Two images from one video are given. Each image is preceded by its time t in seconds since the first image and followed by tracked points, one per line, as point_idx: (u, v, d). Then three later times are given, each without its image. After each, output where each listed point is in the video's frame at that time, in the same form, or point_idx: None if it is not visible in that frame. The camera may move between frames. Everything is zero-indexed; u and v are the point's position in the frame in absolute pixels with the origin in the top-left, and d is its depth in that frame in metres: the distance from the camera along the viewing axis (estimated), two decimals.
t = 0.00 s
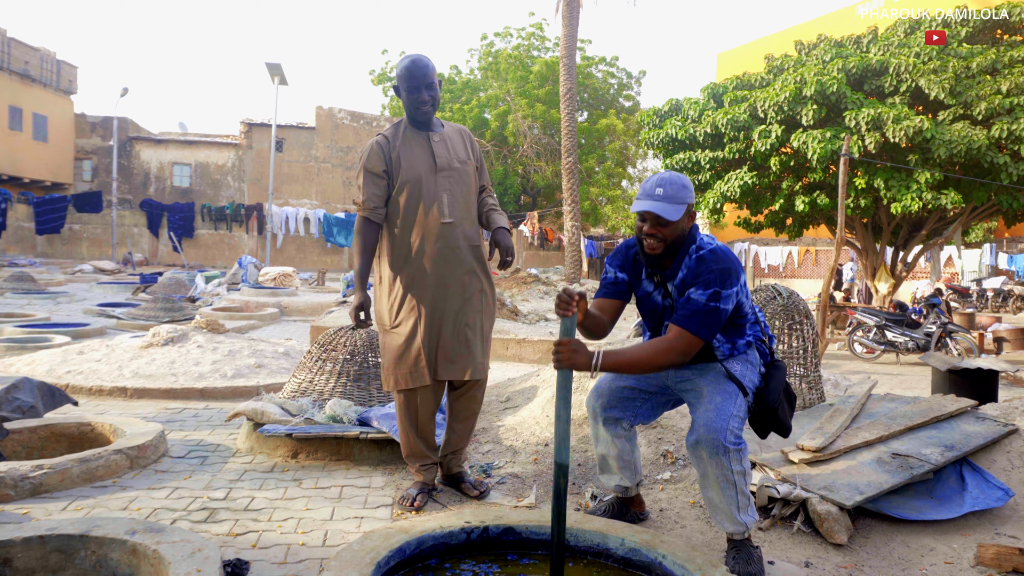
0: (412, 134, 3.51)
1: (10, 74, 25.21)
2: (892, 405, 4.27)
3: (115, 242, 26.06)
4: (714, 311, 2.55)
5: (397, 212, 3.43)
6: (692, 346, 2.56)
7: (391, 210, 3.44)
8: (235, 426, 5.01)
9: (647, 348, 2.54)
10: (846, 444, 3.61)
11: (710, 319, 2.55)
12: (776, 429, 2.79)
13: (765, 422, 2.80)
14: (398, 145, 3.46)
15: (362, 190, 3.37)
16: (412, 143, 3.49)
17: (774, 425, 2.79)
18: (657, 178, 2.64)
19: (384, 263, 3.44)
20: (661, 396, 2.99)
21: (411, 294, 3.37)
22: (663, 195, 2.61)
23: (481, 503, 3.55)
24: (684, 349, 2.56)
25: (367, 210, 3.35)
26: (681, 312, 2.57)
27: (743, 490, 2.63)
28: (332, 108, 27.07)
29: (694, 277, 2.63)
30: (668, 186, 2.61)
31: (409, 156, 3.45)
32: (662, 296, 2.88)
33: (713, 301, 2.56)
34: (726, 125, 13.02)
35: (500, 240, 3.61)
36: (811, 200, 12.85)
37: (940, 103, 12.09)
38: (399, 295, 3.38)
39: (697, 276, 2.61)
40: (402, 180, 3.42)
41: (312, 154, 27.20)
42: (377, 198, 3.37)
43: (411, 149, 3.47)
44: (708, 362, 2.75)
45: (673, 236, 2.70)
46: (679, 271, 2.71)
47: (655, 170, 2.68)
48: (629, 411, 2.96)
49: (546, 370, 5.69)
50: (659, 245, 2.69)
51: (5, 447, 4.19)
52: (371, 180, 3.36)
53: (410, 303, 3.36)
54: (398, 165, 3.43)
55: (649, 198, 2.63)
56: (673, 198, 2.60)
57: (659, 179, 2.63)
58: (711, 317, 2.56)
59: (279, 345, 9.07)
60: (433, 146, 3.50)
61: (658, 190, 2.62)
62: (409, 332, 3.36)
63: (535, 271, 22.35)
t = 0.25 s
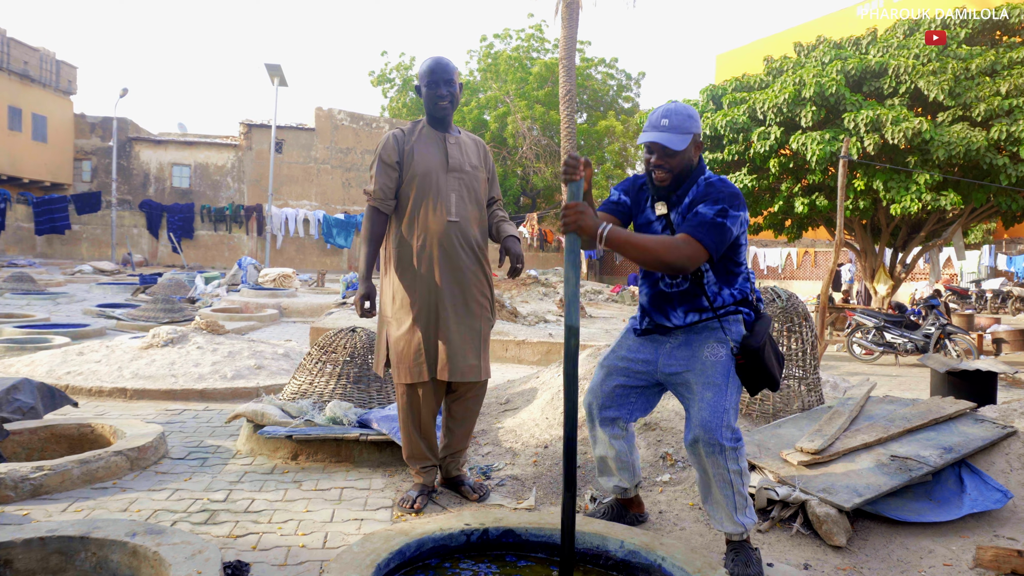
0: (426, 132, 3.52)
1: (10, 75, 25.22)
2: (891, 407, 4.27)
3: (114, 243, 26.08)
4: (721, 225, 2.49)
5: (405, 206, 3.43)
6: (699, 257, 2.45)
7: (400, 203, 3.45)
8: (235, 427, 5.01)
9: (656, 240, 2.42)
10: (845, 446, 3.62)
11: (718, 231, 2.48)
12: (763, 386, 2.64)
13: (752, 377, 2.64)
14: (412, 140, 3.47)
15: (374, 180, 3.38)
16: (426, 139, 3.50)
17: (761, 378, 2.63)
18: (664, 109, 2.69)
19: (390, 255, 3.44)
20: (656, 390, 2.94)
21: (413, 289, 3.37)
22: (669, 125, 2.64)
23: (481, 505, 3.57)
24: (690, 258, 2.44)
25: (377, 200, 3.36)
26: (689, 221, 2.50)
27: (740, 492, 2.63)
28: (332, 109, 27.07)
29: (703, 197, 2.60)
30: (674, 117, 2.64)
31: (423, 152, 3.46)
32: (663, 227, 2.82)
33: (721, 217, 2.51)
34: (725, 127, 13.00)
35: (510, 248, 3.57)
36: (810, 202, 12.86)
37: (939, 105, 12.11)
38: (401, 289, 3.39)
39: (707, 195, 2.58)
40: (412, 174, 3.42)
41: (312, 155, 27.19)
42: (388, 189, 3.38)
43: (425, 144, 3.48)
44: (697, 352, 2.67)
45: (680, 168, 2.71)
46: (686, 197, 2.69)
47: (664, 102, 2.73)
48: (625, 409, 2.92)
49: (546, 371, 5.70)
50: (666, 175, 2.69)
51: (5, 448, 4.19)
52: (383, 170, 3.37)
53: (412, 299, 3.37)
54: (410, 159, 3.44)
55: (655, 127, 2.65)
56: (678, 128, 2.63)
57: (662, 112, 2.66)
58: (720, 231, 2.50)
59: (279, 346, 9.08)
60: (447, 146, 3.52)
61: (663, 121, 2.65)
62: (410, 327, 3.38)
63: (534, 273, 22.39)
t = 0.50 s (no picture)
0: (434, 138, 3.54)
1: (8, 78, 25.21)
2: (889, 413, 4.28)
3: (112, 246, 26.06)
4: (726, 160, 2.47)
5: (408, 209, 3.45)
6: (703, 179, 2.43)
7: (403, 208, 3.46)
8: (233, 433, 5.01)
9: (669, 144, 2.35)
10: (842, 453, 3.62)
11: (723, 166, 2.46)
12: (746, 357, 2.59)
13: (733, 346, 2.57)
14: (418, 144, 3.49)
15: (379, 183, 3.41)
16: (433, 145, 3.52)
17: (741, 345, 2.57)
18: (663, 73, 2.65)
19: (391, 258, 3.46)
20: (655, 390, 2.91)
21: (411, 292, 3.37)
22: (668, 90, 2.61)
23: (479, 511, 3.57)
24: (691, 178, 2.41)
25: (381, 203, 3.39)
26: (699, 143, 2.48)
27: (741, 494, 2.62)
28: (330, 113, 27.09)
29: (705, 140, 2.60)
30: (672, 80, 2.61)
31: (429, 157, 3.48)
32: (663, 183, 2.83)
33: (726, 149, 2.50)
34: (725, 132, 13.06)
35: (507, 263, 3.64)
36: (807, 207, 12.88)
37: (936, 111, 12.15)
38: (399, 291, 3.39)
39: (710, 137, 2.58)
40: (417, 177, 3.43)
41: (310, 159, 27.19)
42: (391, 192, 3.40)
43: (432, 150, 3.50)
44: (689, 348, 2.65)
45: (680, 131, 2.68)
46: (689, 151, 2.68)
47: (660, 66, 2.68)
48: (625, 412, 2.91)
49: (544, 377, 5.70)
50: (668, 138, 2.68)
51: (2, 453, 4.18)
52: (388, 173, 3.39)
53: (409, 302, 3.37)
54: (415, 163, 3.45)
55: (653, 93, 2.63)
56: (676, 92, 2.60)
57: (660, 77, 2.63)
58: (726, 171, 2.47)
59: (277, 351, 9.07)
60: (454, 153, 3.53)
61: (661, 86, 2.62)
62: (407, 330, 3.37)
63: (533, 277, 22.44)
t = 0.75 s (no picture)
0: (439, 146, 3.55)
1: (5, 82, 25.18)
2: (886, 420, 4.29)
3: (108, 251, 26.01)
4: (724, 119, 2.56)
5: (411, 216, 3.46)
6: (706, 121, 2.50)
7: (407, 214, 3.48)
8: (230, 439, 5.00)
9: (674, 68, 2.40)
10: (840, 460, 3.63)
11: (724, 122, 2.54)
12: (739, 346, 2.57)
13: (722, 333, 2.57)
14: (422, 152, 3.51)
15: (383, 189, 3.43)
16: (438, 153, 3.54)
17: (729, 331, 2.56)
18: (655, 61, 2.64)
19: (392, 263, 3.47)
20: (658, 391, 2.90)
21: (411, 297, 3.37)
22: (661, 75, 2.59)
23: (477, 518, 3.57)
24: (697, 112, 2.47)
25: (384, 208, 3.41)
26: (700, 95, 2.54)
27: (743, 494, 2.62)
28: (328, 118, 27.11)
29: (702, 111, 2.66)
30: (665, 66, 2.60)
31: (432, 164, 3.49)
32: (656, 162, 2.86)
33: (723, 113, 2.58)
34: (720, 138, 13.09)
35: (511, 270, 3.65)
36: (804, 213, 12.90)
37: (932, 117, 12.21)
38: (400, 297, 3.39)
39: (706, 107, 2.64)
40: (420, 184, 3.44)
41: (307, 164, 27.20)
42: (394, 199, 3.41)
43: (436, 157, 3.52)
44: (686, 348, 2.65)
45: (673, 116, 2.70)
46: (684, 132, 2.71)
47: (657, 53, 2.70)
48: (629, 414, 2.89)
49: (542, 383, 5.70)
50: (662, 124, 2.68)
51: None
52: (392, 179, 3.42)
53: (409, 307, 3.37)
54: (419, 170, 3.47)
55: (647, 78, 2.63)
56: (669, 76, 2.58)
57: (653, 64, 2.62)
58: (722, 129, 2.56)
59: (274, 357, 9.05)
60: (458, 161, 3.55)
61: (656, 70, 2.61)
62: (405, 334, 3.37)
63: (530, 282, 22.46)
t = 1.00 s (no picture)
0: (443, 156, 3.57)
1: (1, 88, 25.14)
2: (883, 426, 4.30)
3: (105, 256, 25.95)
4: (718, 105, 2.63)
5: (412, 224, 3.49)
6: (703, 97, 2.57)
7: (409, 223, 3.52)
8: (227, 446, 4.99)
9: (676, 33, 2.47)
10: (837, 465, 3.63)
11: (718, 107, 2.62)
12: (734, 345, 2.59)
13: (719, 331, 2.59)
14: (426, 161, 3.54)
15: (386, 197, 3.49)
16: (441, 162, 3.55)
17: (726, 328, 2.59)
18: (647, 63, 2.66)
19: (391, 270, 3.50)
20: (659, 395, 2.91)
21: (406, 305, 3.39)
22: (653, 79, 2.63)
23: (475, 525, 3.57)
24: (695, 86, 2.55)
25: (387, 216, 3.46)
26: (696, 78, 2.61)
27: (744, 497, 2.62)
28: (325, 123, 27.11)
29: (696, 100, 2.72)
30: (657, 70, 2.63)
31: (435, 173, 3.51)
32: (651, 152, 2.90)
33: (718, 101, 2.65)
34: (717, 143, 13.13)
35: (512, 278, 3.60)
36: (800, 217, 12.92)
37: (928, 122, 12.26)
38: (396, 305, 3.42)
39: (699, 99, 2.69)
40: (422, 193, 3.47)
41: (304, 169, 27.17)
42: (397, 207, 3.46)
43: (439, 167, 3.53)
44: (683, 352, 2.66)
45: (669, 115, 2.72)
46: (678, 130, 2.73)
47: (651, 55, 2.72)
48: (630, 420, 2.91)
49: (539, 389, 5.70)
50: (657, 125, 2.69)
51: None
52: (395, 188, 3.47)
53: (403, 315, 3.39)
54: (421, 179, 3.49)
55: (639, 82, 2.64)
56: (662, 80, 2.62)
57: (645, 67, 2.65)
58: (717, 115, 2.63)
59: (271, 362, 9.03)
60: (461, 171, 3.55)
61: (648, 74, 2.63)
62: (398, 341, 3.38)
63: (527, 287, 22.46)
